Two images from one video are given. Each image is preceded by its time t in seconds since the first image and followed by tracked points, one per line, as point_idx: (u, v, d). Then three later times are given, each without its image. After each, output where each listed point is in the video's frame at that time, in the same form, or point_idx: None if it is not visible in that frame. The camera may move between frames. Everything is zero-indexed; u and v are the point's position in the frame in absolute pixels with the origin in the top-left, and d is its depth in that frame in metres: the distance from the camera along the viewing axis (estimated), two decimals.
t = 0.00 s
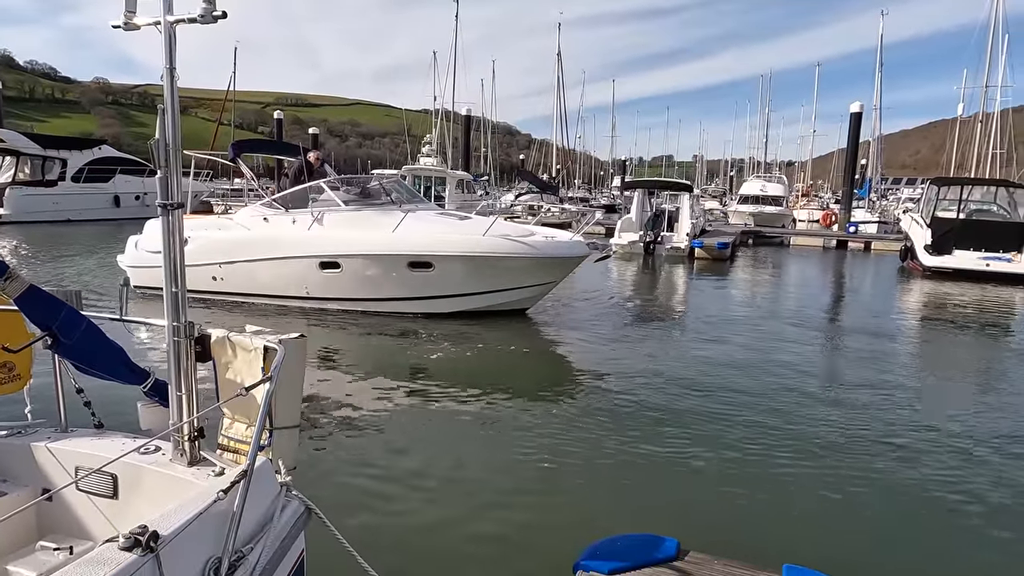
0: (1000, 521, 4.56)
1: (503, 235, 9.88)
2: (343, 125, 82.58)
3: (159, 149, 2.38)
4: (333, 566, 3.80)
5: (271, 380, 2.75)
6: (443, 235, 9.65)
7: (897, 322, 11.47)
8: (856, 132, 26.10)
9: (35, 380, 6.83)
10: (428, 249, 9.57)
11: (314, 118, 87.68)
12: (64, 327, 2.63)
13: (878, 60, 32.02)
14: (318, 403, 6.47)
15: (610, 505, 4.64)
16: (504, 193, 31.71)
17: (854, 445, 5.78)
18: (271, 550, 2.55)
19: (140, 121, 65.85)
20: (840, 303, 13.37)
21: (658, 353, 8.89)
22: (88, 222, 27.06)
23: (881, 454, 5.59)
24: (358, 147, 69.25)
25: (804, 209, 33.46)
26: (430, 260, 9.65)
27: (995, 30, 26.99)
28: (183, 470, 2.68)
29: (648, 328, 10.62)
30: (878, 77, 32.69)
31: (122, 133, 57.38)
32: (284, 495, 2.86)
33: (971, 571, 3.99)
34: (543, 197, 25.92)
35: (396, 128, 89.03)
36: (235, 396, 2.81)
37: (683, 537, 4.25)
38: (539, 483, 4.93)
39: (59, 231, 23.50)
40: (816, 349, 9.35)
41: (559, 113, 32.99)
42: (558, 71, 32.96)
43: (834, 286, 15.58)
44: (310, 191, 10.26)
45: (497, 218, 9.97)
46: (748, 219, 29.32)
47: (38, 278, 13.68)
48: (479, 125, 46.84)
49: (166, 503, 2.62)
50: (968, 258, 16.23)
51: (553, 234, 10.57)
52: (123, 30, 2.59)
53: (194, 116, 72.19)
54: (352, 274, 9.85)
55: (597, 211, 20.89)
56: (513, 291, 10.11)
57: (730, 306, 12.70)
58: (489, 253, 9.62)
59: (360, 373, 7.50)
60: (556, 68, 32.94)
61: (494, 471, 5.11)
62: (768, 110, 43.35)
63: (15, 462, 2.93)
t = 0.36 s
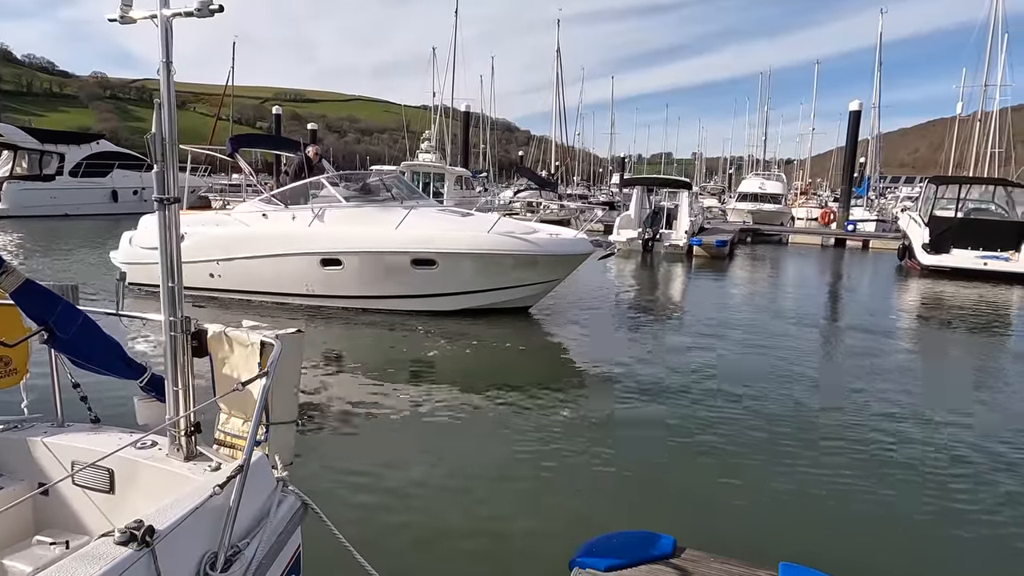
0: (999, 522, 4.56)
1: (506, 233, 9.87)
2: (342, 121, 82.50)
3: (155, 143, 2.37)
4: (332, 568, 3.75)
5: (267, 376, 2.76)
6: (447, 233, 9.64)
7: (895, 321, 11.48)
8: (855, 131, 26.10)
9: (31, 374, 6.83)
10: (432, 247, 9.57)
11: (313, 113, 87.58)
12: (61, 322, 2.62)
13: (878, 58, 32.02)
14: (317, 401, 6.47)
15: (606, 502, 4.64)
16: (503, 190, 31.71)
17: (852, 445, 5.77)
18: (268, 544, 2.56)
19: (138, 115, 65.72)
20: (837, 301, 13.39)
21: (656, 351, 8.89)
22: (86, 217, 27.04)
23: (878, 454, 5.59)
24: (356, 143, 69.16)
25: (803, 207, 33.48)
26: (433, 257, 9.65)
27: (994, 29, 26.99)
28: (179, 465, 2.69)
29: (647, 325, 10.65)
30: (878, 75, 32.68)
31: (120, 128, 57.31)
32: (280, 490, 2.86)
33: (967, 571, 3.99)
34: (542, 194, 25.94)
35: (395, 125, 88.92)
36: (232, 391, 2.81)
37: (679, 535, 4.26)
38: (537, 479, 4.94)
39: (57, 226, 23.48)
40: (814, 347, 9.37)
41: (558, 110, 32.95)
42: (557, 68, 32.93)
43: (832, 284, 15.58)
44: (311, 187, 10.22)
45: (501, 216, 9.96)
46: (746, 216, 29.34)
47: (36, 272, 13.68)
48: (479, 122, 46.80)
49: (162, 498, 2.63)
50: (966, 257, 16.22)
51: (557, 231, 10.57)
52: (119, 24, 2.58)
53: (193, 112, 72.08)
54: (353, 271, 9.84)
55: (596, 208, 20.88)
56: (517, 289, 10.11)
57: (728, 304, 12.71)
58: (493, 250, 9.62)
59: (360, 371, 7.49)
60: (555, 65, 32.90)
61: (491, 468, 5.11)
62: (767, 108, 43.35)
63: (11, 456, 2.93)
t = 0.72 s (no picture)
0: (1000, 520, 4.55)
1: (512, 229, 9.83)
2: (343, 116, 82.43)
3: (155, 135, 2.36)
4: (332, 565, 3.72)
5: (268, 369, 2.75)
6: (452, 229, 9.60)
7: (895, 318, 11.48)
8: (856, 128, 26.06)
9: (31, 367, 6.84)
10: (438, 243, 9.54)
11: (313, 108, 87.46)
12: (60, 314, 2.61)
13: (880, 55, 31.96)
14: (320, 397, 6.46)
15: (606, 498, 4.64)
16: (503, 186, 31.69)
17: (852, 442, 5.76)
18: (267, 538, 2.56)
19: (139, 110, 65.69)
20: (838, 298, 13.39)
21: (656, 347, 8.88)
22: (86, 211, 27.03)
23: (878, 451, 5.58)
24: (357, 138, 69.03)
25: (803, 204, 33.46)
26: (439, 254, 9.63)
27: (996, 26, 26.91)
28: (179, 458, 2.68)
29: (647, 321, 10.65)
30: (879, 73, 32.63)
31: (121, 122, 57.25)
32: (280, 484, 2.86)
33: (967, 568, 3.99)
34: (542, 189, 25.91)
35: (395, 120, 88.82)
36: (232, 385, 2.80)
37: (680, 531, 4.27)
38: (536, 475, 4.94)
39: (57, 219, 23.50)
40: (814, 344, 9.37)
41: (559, 105, 32.87)
42: (559, 63, 32.88)
43: (832, 282, 15.54)
44: (313, 181, 10.21)
45: (507, 212, 9.92)
46: (747, 213, 29.32)
47: (36, 266, 13.69)
48: (479, 117, 46.73)
49: (162, 491, 2.62)
50: (967, 255, 16.14)
51: (563, 228, 10.53)
52: (119, 15, 2.56)
53: (193, 106, 72.00)
54: (356, 268, 9.82)
55: (596, 204, 20.83)
56: (521, 286, 10.11)
57: (729, 301, 12.72)
58: (498, 247, 9.59)
59: (361, 367, 7.49)
60: (557, 60, 32.82)
61: (491, 464, 5.12)
62: (768, 105, 43.30)
63: (12, 448, 2.92)
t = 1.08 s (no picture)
0: (1000, 518, 4.54)
1: (519, 227, 9.82)
2: (344, 112, 82.32)
3: (157, 128, 2.34)
4: (333, 562, 3.69)
5: (271, 362, 2.75)
6: (459, 227, 9.59)
7: (897, 316, 11.47)
8: (859, 125, 26.00)
9: (33, 361, 6.85)
10: (444, 241, 9.52)
11: (314, 104, 87.35)
12: (63, 307, 2.60)
13: (883, 52, 31.88)
14: (322, 394, 6.44)
15: (607, 495, 4.63)
16: (504, 182, 31.66)
17: (854, 439, 5.75)
18: (270, 532, 2.55)
19: (140, 105, 65.64)
20: (839, 295, 13.38)
21: (657, 344, 8.86)
22: (86, 206, 27.02)
23: (879, 448, 5.57)
24: (358, 134, 68.90)
25: (805, 201, 33.39)
26: (445, 251, 9.61)
27: (1000, 23, 26.83)
28: (182, 452, 2.67)
29: (648, 318, 10.64)
30: (882, 70, 32.59)
31: (122, 117, 57.20)
32: (283, 479, 2.86)
33: (968, 566, 3.99)
34: (543, 185, 25.86)
35: (396, 116, 88.69)
36: (234, 379, 2.79)
37: (681, 527, 4.27)
38: (538, 472, 4.93)
39: (58, 214, 23.49)
40: (816, 341, 9.36)
41: (561, 102, 32.79)
42: (561, 59, 32.79)
43: (833, 279, 15.52)
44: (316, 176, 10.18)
45: (514, 210, 9.92)
46: (748, 210, 29.28)
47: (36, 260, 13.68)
48: (480, 113, 46.62)
49: (164, 485, 2.62)
50: (970, 252, 16.06)
51: (570, 225, 10.53)
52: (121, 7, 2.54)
53: (194, 101, 71.88)
54: (361, 265, 9.79)
55: (597, 201, 20.78)
56: (527, 283, 10.09)
57: (731, 298, 12.71)
58: (503, 244, 9.58)
59: (364, 365, 7.47)
60: (559, 56, 32.75)
61: (493, 460, 5.11)
62: (770, 102, 43.22)
63: (13, 442, 2.92)
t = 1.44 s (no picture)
0: (1002, 516, 4.53)
1: (526, 225, 9.83)
2: (346, 108, 82.26)
3: (161, 124, 2.33)
4: (336, 559, 3.69)
5: (273, 360, 2.74)
6: (466, 225, 9.59)
7: (899, 314, 11.45)
8: (862, 123, 25.93)
9: (35, 356, 6.86)
10: (451, 239, 9.52)
11: (316, 101, 87.28)
12: (65, 304, 2.60)
13: (886, 50, 31.79)
14: (326, 392, 6.44)
15: (611, 492, 4.63)
16: (506, 179, 31.60)
17: (856, 437, 5.76)
18: (273, 529, 2.55)
19: (142, 102, 65.65)
20: (841, 294, 13.36)
21: (659, 342, 8.85)
22: (89, 202, 27.03)
23: (880, 446, 5.57)
24: (360, 131, 68.82)
25: (808, 199, 33.33)
26: (452, 249, 9.60)
27: (1004, 21, 26.77)
28: (184, 448, 2.67)
29: (650, 316, 10.63)
30: (886, 67, 32.47)
31: (124, 113, 57.20)
32: (285, 475, 2.86)
33: (970, 563, 3.99)
34: (545, 183, 25.82)
35: (399, 112, 88.56)
36: (237, 375, 2.79)
37: (683, 524, 4.26)
38: (542, 470, 4.92)
39: (60, 210, 23.50)
40: (818, 339, 9.35)
41: (563, 99, 32.73)
42: (563, 57, 32.72)
43: (835, 278, 15.49)
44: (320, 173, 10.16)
45: (522, 208, 9.95)
46: (751, 208, 29.21)
47: (38, 256, 13.70)
48: (482, 110, 46.53)
49: (167, 482, 2.62)
50: (972, 251, 16.03)
51: (576, 224, 10.53)
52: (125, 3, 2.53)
53: (197, 97, 71.86)
54: (366, 263, 9.76)
55: (599, 199, 20.76)
56: (533, 282, 10.07)
57: (733, 296, 12.70)
58: (509, 242, 9.57)
59: (367, 363, 7.45)
60: (561, 53, 32.68)
61: (496, 458, 5.10)
62: (772, 100, 43.11)
63: (16, 438, 2.92)
